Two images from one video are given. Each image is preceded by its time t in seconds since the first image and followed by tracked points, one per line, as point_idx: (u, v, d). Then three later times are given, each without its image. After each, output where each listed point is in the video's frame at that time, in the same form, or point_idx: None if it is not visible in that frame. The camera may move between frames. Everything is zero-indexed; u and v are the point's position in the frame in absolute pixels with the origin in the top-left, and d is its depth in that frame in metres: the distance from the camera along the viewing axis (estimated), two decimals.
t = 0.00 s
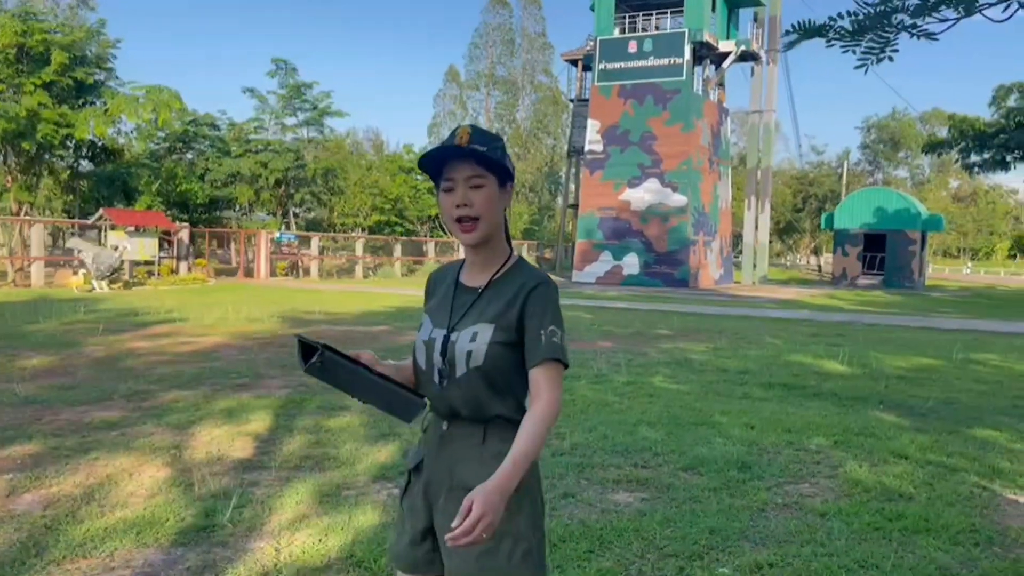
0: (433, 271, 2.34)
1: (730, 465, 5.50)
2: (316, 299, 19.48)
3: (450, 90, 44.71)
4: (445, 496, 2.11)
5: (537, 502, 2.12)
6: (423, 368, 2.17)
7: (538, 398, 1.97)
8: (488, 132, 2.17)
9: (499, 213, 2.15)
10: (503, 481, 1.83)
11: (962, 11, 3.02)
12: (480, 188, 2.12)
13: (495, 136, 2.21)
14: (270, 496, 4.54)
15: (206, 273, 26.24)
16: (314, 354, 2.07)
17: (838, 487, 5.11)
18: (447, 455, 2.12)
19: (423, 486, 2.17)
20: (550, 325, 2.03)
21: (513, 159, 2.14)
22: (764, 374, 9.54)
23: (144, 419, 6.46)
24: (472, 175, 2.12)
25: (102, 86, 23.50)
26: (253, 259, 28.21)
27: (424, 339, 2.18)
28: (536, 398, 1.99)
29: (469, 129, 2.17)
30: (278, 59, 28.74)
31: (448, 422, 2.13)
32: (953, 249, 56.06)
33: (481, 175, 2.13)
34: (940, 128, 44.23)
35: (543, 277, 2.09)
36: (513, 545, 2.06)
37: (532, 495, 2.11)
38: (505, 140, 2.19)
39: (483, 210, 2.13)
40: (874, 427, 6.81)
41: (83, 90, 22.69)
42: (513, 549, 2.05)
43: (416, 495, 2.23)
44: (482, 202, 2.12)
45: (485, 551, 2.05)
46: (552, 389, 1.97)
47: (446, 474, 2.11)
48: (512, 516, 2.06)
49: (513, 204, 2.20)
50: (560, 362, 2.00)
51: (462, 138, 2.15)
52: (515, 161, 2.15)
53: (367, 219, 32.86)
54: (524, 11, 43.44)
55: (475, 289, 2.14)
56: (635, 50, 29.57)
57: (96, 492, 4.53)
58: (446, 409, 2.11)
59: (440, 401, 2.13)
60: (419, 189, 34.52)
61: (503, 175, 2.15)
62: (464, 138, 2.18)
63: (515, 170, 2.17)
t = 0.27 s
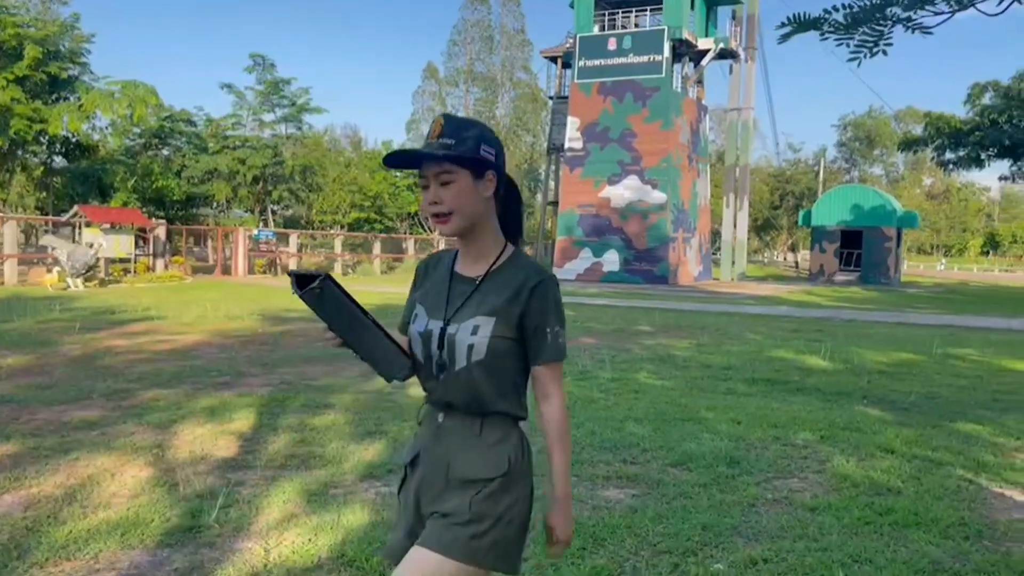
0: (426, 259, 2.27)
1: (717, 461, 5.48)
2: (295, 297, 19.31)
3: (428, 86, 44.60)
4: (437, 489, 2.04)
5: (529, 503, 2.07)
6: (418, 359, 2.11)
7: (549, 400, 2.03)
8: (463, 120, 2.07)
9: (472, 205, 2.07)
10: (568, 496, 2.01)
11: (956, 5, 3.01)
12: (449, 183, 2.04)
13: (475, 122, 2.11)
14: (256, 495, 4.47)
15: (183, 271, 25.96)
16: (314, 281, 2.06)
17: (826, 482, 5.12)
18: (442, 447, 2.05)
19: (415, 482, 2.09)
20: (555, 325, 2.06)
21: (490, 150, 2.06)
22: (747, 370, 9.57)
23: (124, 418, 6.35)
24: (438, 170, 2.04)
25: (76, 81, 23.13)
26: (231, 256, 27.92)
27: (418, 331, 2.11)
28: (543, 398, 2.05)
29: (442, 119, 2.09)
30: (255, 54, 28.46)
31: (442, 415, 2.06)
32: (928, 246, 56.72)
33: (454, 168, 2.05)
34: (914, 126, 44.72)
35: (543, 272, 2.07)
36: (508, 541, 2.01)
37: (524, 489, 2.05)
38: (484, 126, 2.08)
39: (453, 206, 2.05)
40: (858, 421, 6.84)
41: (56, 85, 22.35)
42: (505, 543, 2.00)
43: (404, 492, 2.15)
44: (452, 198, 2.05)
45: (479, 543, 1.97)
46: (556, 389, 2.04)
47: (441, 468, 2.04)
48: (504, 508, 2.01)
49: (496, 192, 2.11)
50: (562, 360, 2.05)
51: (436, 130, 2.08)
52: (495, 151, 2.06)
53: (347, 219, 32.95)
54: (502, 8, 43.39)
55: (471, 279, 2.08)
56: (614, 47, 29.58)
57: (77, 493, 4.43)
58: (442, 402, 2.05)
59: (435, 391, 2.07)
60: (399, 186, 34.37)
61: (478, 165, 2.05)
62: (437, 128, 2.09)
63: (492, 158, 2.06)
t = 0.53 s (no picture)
0: (436, 256, 2.21)
1: (709, 459, 5.47)
2: (278, 296, 19.16)
3: (410, 84, 44.45)
4: (441, 495, 2.00)
5: (537, 511, 2.03)
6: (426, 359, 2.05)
7: (568, 398, 2.01)
8: (469, 113, 2.00)
9: (482, 205, 2.00)
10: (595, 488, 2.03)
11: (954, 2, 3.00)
12: (455, 182, 1.98)
13: (484, 113, 2.03)
14: (246, 495, 4.41)
15: (164, 269, 25.73)
16: (329, 279, 1.93)
17: (819, 480, 5.11)
18: (449, 452, 2.01)
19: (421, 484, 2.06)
20: (573, 324, 2.03)
21: (499, 145, 1.99)
22: (734, 368, 9.59)
23: (108, 419, 6.25)
24: (444, 169, 1.97)
25: (55, 76, 22.83)
26: (212, 255, 27.67)
27: (427, 330, 2.07)
28: (562, 395, 2.03)
29: (448, 113, 2.01)
30: (237, 51, 28.22)
31: (449, 418, 2.02)
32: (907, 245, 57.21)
33: (461, 165, 1.98)
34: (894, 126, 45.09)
35: (558, 270, 2.03)
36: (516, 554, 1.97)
37: (532, 501, 2.01)
38: (493, 119, 2.00)
39: (460, 206, 1.99)
40: (847, 419, 6.85)
41: (34, 81, 22.05)
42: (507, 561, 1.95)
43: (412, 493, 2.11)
44: (461, 195, 1.98)
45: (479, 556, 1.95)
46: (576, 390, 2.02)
47: (445, 473, 2.00)
48: (512, 520, 1.97)
49: (505, 188, 2.04)
50: (579, 359, 2.03)
51: (444, 125, 2.01)
52: (504, 147, 2.00)
53: (329, 215, 32.43)
54: (485, 6, 43.32)
55: (483, 277, 2.04)
56: (598, 45, 29.55)
57: (62, 494, 4.35)
58: (449, 404, 2.01)
59: (443, 395, 2.02)
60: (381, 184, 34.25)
61: (486, 163, 1.99)
62: (444, 122, 2.02)
63: (501, 153, 2.00)
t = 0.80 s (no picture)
0: (455, 245, 2.23)
1: (702, 458, 5.48)
2: (264, 296, 19.06)
3: (396, 85, 44.41)
4: (469, 486, 2.02)
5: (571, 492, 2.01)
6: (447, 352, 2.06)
7: (558, 395, 1.87)
8: (477, 99, 1.99)
9: (495, 191, 2.00)
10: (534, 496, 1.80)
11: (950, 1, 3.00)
12: (466, 168, 1.97)
13: (492, 98, 2.02)
14: (237, 494, 4.38)
15: (149, 270, 25.56)
16: (336, 284, 1.99)
17: (810, 479, 5.13)
18: (473, 444, 2.02)
19: (448, 475, 2.07)
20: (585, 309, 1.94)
21: (510, 129, 1.98)
22: (723, 369, 9.62)
23: (96, 418, 6.20)
24: (454, 157, 1.97)
25: (39, 74, 22.59)
26: (197, 256, 27.48)
27: (448, 322, 2.08)
28: (558, 388, 1.89)
29: (457, 100, 2.01)
30: (223, 50, 28.06)
31: (474, 408, 2.03)
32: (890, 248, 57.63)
33: (472, 153, 1.98)
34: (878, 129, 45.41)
35: (570, 252, 1.99)
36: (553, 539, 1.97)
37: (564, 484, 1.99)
38: (503, 103, 1.99)
39: (474, 193, 1.99)
40: (837, 419, 6.88)
41: (17, 80, 21.82)
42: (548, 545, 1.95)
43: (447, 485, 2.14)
44: (472, 182, 1.98)
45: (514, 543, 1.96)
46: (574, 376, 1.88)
47: (472, 463, 2.01)
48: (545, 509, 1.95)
49: (520, 171, 2.03)
50: (587, 345, 1.90)
51: (452, 112, 2.01)
52: (515, 130, 1.99)
53: (315, 216, 32.26)
54: (471, 8, 43.33)
55: (499, 266, 2.03)
56: (585, 47, 29.49)
57: (52, 494, 4.31)
58: (472, 394, 2.01)
59: (466, 387, 2.03)
60: (368, 185, 34.13)
61: (498, 147, 1.98)
62: (452, 110, 2.02)
63: (512, 135, 1.99)
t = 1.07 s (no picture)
0: (460, 238, 2.26)
1: (695, 459, 5.52)
2: (252, 299, 19.00)
3: (385, 90, 44.43)
4: (458, 474, 2.02)
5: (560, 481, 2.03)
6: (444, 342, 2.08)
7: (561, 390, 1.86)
8: (493, 96, 2.01)
9: (507, 187, 2.02)
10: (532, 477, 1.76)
11: (943, 7, 3.07)
12: (479, 163, 2.00)
13: (508, 96, 2.04)
14: (232, 494, 4.36)
15: (137, 272, 25.44)
16: (346, 271, 1.97)
17: (802, 480, 5.17)
18: (463, 433, 2.02)
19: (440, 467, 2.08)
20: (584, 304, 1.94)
21: (525, 127, 2.01)
22: (713, 372, 9.67)
23: (87, 419, 6.16)
24: (469, 149, 1.99)
25: (27, 75, 22.49)
26: (185, 258, 27.36)
27: (447, 311, 2.10)
28: (566, 376, 1.90)
29: (474, 96, 2.04)
30: (212, 53, 27.99)
31: (465, 398, 2.04)
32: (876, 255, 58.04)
33: (486, 148, 2.01)
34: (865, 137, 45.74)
35: (573, 249, 2.00)
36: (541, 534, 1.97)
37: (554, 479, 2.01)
38: (519, 101, 2.02)
39: (486, 188, 2.01)
40: (826, 421, 6.94)
41: (5, 81, 21.69)
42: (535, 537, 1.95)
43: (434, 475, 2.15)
44: (485, 177, 2.00)
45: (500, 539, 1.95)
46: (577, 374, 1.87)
47: (459, 453, 2.02)
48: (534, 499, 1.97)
49: (530, 170, 2.06)
50: (590, 343, 1.92)
51: (468, 108, 2.03)
52: (529, 129, 2.02)
53: (304, 220, 32.16)
54: (461, 13, 43.41)
55: (502, 259, 2.06)
56: (575, 53, 29.55)
57: (44, 493, 4.28)
58: (464, 384, 2.02)
59: (459, 376, 2.04)
60: (357, 190, 34.08)
61: (511, 144, 2.00)
62: (468, 106, 2.04)
63: (526, 135, 2.01)
